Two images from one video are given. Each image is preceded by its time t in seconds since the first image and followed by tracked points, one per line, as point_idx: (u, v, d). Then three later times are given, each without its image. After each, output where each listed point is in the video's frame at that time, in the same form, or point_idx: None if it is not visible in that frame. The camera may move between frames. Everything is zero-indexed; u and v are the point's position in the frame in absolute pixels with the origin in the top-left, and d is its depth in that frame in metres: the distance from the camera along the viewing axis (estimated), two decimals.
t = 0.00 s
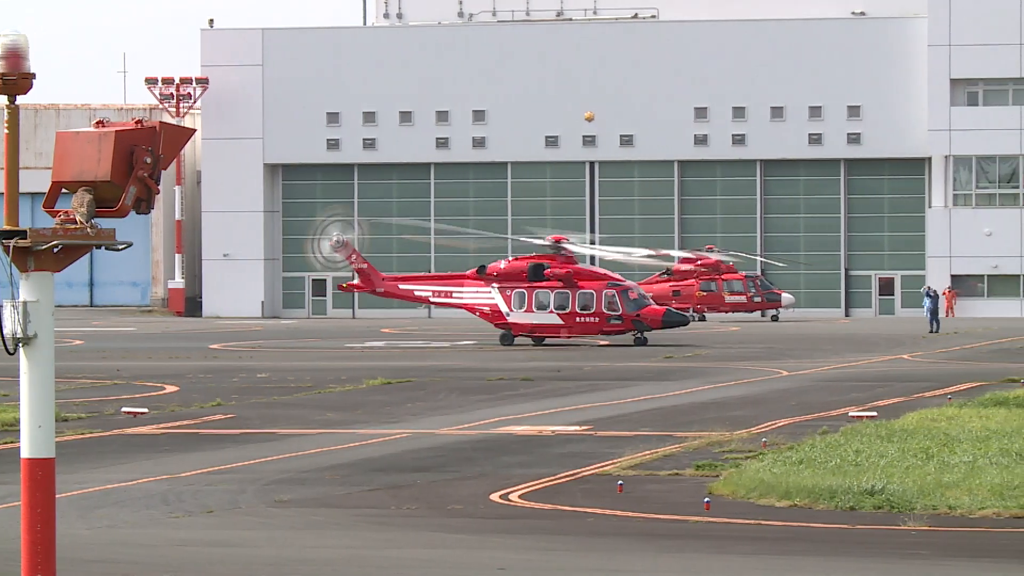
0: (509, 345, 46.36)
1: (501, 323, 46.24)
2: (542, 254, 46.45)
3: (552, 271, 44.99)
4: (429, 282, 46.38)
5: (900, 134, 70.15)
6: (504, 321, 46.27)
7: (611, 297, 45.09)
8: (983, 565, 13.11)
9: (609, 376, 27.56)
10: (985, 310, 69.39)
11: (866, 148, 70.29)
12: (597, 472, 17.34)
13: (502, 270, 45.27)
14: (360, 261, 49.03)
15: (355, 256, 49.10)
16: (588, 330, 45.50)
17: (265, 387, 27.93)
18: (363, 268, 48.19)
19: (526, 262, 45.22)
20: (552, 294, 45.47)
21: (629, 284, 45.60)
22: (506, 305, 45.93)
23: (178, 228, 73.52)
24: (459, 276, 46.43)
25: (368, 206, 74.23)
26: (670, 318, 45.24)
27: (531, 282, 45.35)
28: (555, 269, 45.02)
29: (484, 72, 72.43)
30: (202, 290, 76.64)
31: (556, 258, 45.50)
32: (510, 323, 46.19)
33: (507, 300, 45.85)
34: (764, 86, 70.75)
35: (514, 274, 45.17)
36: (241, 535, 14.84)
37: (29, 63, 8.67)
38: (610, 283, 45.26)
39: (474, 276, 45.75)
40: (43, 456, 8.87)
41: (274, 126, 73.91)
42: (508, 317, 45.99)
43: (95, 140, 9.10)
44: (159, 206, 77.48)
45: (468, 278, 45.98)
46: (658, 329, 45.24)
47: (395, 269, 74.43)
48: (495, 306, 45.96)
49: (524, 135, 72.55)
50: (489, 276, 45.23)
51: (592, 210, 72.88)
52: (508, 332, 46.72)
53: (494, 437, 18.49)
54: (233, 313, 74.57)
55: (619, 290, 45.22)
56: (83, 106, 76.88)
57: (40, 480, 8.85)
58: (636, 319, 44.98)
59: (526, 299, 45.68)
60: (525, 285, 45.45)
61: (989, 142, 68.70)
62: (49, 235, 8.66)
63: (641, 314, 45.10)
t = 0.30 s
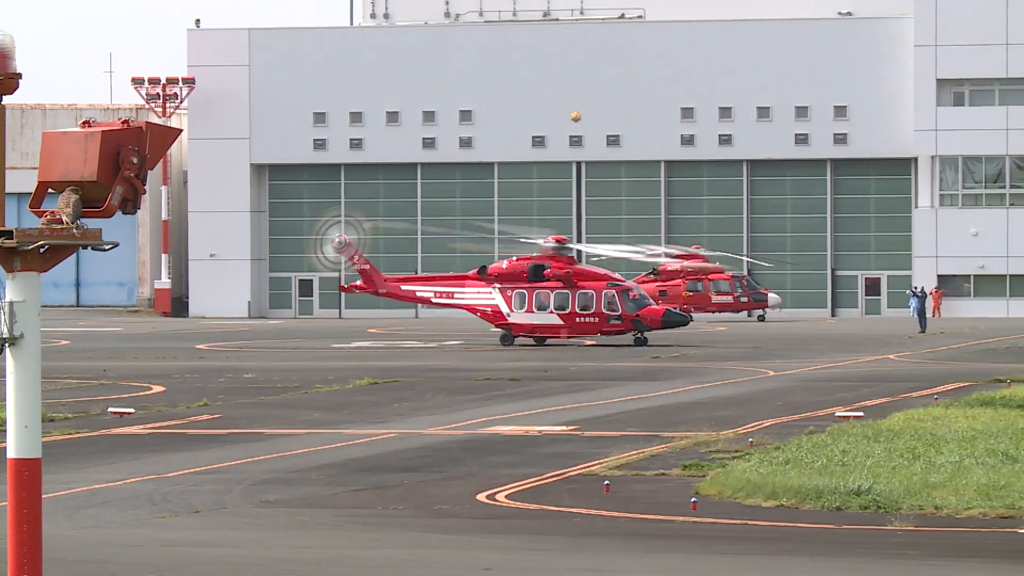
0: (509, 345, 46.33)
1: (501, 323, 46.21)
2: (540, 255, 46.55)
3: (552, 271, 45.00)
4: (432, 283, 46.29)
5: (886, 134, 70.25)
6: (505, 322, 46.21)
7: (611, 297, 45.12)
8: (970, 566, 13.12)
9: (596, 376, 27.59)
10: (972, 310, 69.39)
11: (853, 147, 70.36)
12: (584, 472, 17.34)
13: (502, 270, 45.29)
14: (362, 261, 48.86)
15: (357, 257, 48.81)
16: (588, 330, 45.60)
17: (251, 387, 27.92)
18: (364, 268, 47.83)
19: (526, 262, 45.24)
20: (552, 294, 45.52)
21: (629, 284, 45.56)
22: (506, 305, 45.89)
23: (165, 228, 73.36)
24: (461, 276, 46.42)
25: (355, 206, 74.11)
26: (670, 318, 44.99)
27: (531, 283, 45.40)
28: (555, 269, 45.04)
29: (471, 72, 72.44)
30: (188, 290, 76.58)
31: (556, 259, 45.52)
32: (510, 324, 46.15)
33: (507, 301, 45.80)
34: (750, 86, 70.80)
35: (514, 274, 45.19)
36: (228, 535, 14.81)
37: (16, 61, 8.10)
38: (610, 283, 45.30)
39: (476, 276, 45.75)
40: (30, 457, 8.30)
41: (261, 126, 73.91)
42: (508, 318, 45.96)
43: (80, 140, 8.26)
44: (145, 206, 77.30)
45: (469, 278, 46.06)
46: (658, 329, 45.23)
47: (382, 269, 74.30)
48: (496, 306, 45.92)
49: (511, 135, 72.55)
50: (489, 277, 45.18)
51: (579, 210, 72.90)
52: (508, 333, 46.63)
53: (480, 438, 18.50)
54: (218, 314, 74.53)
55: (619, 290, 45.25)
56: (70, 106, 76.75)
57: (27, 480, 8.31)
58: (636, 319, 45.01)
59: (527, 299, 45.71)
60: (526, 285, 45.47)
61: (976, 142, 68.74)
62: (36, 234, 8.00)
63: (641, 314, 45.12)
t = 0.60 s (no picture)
0: (509, 346, 46.30)
1: (501, 323, 46.22)
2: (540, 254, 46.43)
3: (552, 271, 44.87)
4: (435, 283, 46.85)
5: (872, 134, 70.24)
6: (504, 322, 46.21)
7: (610, 297, 44.90)
8: (956, 565, 13.14)
9: (583, 376, 27.60)
10: (957, 311, 69.29)
11: (838, 147, 70.34)
12: (570, 472, 17.34)
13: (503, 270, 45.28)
14: (367, 263, 49.29)
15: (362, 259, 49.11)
16: (588, 330, 45.40)
17: (237, 388, 27.90)
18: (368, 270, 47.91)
19: (526, 262, 45.16)
20: (552, 294, 45.37)
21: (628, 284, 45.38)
22: (506, 305, 45.90)
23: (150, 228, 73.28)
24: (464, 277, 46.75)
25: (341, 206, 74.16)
26: (669, 318, 44.86)
27: (531, 283, 45.28)
28: (555, 269, 44.83)
29: (456, 72, 72.38)
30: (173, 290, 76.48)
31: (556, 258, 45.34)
32: (510, 324, 46.15)
33: (507, 301, 45.80)
34: (735, 86, 70.79)
35: (514, 274, 45.14)
36: (214, 535, 14.80)
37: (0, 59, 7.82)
38: (609, 283, 45.08)
39: (477, 276, 45.95)
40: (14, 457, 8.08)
41: (246, 126, 73.85)
42: (508, 318, 45.96)
43: (66, 140, 8.03)
44: (131, 206, 77.18)
45: (471, 279, 46.14)
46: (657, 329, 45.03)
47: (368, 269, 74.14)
48: (495, 307, 45.98)
49: (496, 135, 72.49)
50: (489, 276, 45.29)
51: (564, 210, 72.87)
52: (508, 333, 46.63)
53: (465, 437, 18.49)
54: (206, 314, 74.53)
55: (618, 289, 45.03)
56: (54, 106, 76.48)
57: (12, 481, 8.08)
58: (634, 319, 44.84)
59: (526, 299, 45.62)
60: (526, 284, 45.38)
61: (961, 142, 68.68)
62: (21, 234, 7.80)
63: (640, 314, 44.94)
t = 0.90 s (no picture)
0: (509, 345, 46.22)
1: (500, 323, 46.12)
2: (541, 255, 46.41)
3: (551, 271, 44.92)
4: (436, 283, 46.52)
5: (857, 134, 70.31)
6: (504, 322, 46.10)
7: (608, 298, 44.91)
8: (940, 565, 13.15)
9: (569, 376, 27.61)
10: (942, 311, 69.30)
11: (823, 147, 70.43)
12: (555, 472, 17.33)
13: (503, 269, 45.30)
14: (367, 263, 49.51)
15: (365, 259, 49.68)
16: (586, 331, 45.39)
17: (222, 388, 27.89)
18: (368, 268, 48.02)
19: (526, 262, 45.22)
20: (551, 294, 45.37)
21: (626, 284, 45.41)
22: (506, 305, 45.80)
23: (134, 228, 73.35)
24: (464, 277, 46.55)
25: (326, 206, 74.09)
26: (666, 320, 44.82)
27: (531, 283, 45.29)
28: (553, 269, 44.94)
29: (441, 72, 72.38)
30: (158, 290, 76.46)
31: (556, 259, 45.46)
32: (509, 324, 46.07)
33: (508, 301, 45.69)
34: (720, 86, 70.79)
35: (514, 274, 45.13)
36: (199, 536, 14.78)
37: None
38: (608, 283, 45.09)
39: (477, 276, 45.83)
40: None
41: (231, 126, 73.80)
42: (507, 318, 45.87)
43: (51, 141, 8.77)
44: (116, 206, 77.12)
45: (472, 279, 46.06)
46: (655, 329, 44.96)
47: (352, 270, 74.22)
48: (495, 307, 45.88)
49: (481, 135, 72.48)
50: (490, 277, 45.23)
51: (550, 211, 72.84)
52: (508, 333, 46.56)
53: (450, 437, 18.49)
54: (190, 313, 74.44)
55: (616, 290, 45.05)
56: (39, 106, 76.49)
57: None
58: (632, 320, 44.81)
59: (526, 299, 45.60)
60: (525, 284, 45.37)
61: (945, 142, 68.69)
62: (6, 235, 8.42)
63: (637, 314, 44.90)
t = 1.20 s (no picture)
0: (509, 346, 46.16)
1: (501, 324, 46.16)
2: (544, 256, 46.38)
3: (551, 271, 44.79)
4: (438, 283, 47.13)
5: (843, 135, 70.27)
6: (504, 322, 46.15)
7: (608, 298, 44.70)
8: (927, 565, 13.14)
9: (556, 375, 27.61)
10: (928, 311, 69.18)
11: (809, 147, 70.39)
12: (541, 472, 17.33)
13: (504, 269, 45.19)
14: (373, 265, 50.10)
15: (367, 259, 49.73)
16: (587, 331, 45.13)
17: (209, 388, 27.88)
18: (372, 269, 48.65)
19: (526, 262, 45.13)
20: (552, 294, 45.22)
21: (626, 284, 45.19)
22: (506, 305, 45.87)
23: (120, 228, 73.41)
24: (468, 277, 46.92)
25: (312, 206, 74.16)
26: (665, 320, 44.41)
27: (531, 282, 45.19)
28: (552, 269, 44.86)
29: (427, 72, 72.35)
30: (144, 290, 76.39)
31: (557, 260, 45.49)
32: (510, 325, 46.07)
33: (509, 301, 45.76)
34: (706, 86, 70.79)
35: (514, 274, 45.04)
36: (185, 535, 14.77)
37: None
38: (608, 283, 44.87)
39: (479, 275, 46.16)
40: None
41: (218, 126, 73.77)
42: (508, 318, 45.91)
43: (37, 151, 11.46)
44: (102, 206, 77.02)
45: (473, 280, 46.34)
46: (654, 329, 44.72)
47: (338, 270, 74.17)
48: (496, 307, 45.99)
49: (467, 135, 72.48)
50: (490, 276, 45.32)
51: (535, 210, 72.80)
52: (508, 333, 46.50)
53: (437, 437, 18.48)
54: (175, 313, 74.44)
55: (616, 290, 44.81)
56: (25, 106, 76.44)
57: None
58: (631, 320, 44.58)
59: (526, 298, 45.53)
60: (526, 284, 45.35)
61: (931, 142, 68.67)
62: None
63: (637, 315, 44.61)
